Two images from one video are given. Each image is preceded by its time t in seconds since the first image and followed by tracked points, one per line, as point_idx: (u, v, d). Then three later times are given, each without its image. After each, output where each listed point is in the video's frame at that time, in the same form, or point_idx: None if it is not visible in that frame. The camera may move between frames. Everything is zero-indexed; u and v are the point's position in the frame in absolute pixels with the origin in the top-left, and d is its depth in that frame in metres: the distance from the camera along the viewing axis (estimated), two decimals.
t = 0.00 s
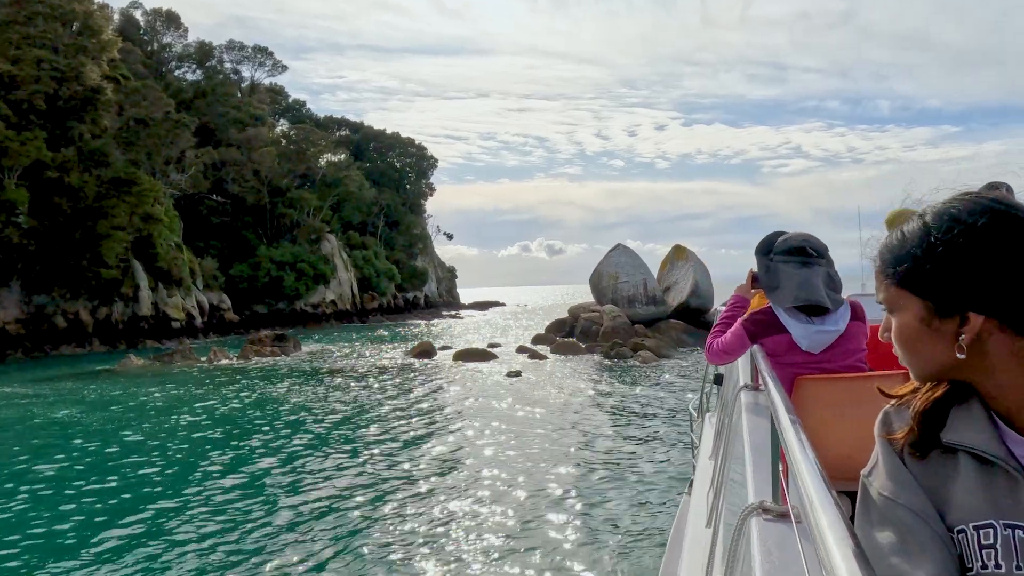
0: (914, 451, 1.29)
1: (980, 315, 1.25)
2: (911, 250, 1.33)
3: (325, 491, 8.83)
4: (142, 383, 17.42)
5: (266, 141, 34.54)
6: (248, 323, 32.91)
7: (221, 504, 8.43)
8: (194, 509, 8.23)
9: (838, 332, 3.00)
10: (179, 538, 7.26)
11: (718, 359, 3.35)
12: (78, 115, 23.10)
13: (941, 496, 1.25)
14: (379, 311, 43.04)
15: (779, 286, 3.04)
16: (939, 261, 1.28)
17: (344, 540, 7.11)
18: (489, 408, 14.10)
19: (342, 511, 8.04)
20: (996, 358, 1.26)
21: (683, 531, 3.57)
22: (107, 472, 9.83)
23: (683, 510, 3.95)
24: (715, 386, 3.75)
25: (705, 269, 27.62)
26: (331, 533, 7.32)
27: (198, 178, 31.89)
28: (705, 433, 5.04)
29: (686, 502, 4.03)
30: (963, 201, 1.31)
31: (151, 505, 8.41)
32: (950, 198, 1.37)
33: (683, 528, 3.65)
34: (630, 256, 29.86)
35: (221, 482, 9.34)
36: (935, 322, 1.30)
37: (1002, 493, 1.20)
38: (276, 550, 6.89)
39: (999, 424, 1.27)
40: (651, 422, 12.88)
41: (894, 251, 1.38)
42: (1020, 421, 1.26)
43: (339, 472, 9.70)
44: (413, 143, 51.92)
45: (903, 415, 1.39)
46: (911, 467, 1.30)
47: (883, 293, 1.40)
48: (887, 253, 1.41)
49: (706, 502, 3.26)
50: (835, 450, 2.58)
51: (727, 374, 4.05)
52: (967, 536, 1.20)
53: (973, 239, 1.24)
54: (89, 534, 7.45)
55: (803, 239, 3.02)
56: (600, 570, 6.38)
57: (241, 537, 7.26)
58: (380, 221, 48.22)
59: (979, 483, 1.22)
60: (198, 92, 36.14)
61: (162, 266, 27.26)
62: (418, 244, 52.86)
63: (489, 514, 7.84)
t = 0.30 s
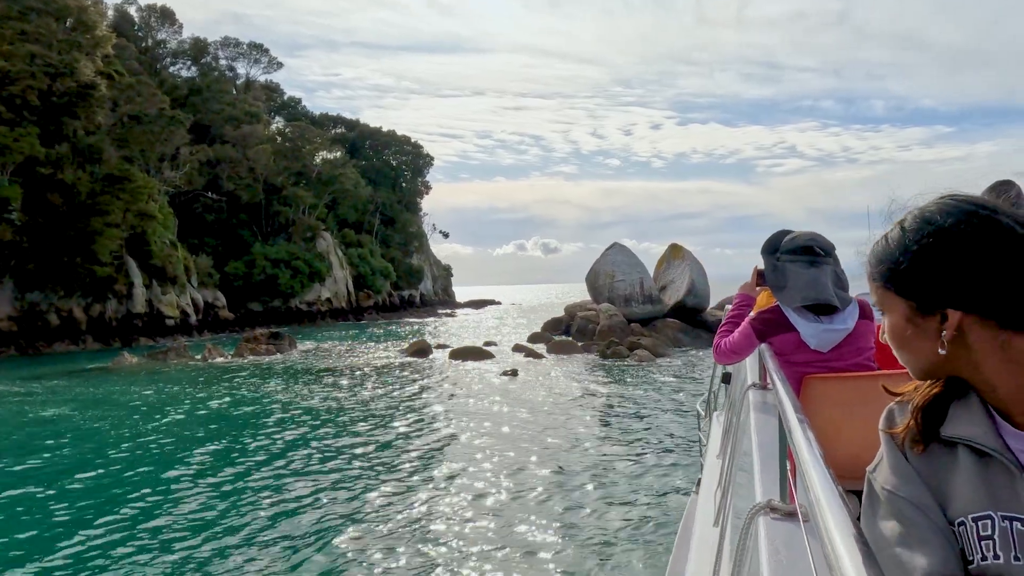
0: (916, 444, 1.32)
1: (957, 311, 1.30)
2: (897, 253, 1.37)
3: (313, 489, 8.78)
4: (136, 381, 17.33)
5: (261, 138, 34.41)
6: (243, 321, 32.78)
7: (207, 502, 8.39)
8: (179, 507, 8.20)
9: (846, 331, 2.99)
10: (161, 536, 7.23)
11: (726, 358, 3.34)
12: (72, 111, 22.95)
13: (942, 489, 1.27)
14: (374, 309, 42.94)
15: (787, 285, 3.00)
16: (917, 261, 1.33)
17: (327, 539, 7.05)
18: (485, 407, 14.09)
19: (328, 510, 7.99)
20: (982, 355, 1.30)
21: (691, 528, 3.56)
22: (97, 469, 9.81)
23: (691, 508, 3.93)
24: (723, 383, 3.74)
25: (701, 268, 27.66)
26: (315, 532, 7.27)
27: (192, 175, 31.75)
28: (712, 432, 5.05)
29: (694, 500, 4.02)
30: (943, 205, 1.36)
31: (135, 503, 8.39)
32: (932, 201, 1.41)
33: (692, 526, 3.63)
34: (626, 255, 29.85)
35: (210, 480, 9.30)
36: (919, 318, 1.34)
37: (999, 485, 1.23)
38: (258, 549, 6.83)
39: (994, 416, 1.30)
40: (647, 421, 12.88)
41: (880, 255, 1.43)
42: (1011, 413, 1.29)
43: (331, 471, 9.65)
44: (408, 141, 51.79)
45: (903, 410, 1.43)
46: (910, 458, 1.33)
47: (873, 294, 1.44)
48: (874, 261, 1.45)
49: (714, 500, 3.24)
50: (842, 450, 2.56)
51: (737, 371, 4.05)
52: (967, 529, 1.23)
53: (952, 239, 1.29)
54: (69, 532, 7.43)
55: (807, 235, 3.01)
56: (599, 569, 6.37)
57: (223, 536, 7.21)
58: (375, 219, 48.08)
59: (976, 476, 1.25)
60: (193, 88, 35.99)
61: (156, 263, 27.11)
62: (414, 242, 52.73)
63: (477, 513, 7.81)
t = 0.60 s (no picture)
0: (914, 444, 1.32)
1: (947, 314, 1.30)
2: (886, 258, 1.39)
3: (296, 490, 8.70)
4: (129, 380, 17.22)
5: (256, 136, 34.27)
6: (237, 319, 32.62)
7: (184, 502, 8.32)
8: (155, 507, 8.14)
9: (855, 327, 2.95)
10: (132, 537, 7.17)
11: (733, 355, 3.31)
12: (66, 108, 22.79)
13: (942, 488, 1.26)
14: (369, 308, 42.82)
15: (794, 284, 2.98)
16: (905, 267, 1.34)
17: (297, 542, 6.94)
18: (480, 406, 14.05)
19: (308, 511, 7.89)
20: (972, 357, 1.30)
21: (698, 527, 3.53)
22: (84, 468, 9.80)
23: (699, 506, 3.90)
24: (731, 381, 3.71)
25: (696, 268, 27.69)
26: (287, 534, 7.16)
27: (187, 172, 31.58)
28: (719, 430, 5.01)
29: (701, 498, 3.99)
30: (930, 210, 1.37)
31: (112, 502, 8.35)
32: (920, 206, 1.42)
33: (699, 523, 3.58)
34: (622, 255, 29.82)
35: (193, 480, 9.25)
36: (910, 323, 1.36)
37: (999, 483, 1.22)
38: (226, 552, 6.74)
39: (992, 416, 1.29)
40: (643, 421, 12.87)
41: (871, 262, 1.45)
42: (1008, 412, 1.28)
43: (320, 471, 9.58)
44: (404, 140, 51.64)
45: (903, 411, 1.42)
46: (910, 458, 1.32)
47: (865, 298, 1.46)
48: (868, 265, 1.46)
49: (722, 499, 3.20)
50: (849, 449, 2.52)
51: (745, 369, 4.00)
52: (968, 528, 1.21)
53: (937, 245, 1.29)
54: (38, 531, 7.40)
55: (812, 232, 2.99)
56: (596, 569, 6.34)
57: (196, 537, 7.13)
58: (371, 217, 47.94)
59: (975, 474, 1.23)
60: (187, 86, 35.81)
61: (150, 261, 26.95)
62: (409, 241, 52.61)
63: (461, 514, 7.75)
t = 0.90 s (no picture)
0: (920, 444, 1.30)
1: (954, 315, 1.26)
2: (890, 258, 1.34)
3: (277, 492, 8.62)
4: (123, 379, 17.12)
5: (251, 133, 34.16)
6: (231, 317, 32.52)
7: (160, 503, 8.26)
8: (130, 508, 8.09)
9: (862, 325, 2.94)
10: (105, 538, 7.14)
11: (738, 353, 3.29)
12: (60, 104, 22.66)
13: (949, 488, 1.25)
14: (364, 307, 42.76)
15: (801, 284, 2.97)
16: (909, 268, 1.29)
17: (268, 545, 6.85)
18: (476, 405, 14.03)
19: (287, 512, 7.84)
20: (979, 359, 1.26)
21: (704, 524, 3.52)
22: (66, 468, 9.78)
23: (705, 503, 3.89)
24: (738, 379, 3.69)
25: (692, 268, 27.73)
26: (266, 534, 7.14)
27: (181, 170, 31.44)
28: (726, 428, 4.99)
29: (707, 496, 3.97)
30: (934, 209, 1.32)
31: (91, 502, 8.32)
32: (925, 203, 1.37)
33: (705, 520, 3.58)
34: (618, 254, 29.80)
35: (176, 480, 9.21)
36: (917, 323, 1.31)
37: (1004, 484, 1.20)
38: (195, 554, 6.66)
39: (1000, 416, 1.26)
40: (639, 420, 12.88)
41: (876, 261, 1.40)
42: (1015, 412, 1.26)
43: (306, 472, 9.50)
44: (400, 138, 51.55)
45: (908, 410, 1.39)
46: (916, 459, 1.30)
47: (870, 297, 1.41)
48: (873, 263, 1.41)
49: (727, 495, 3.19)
50: (857, 448, 2.51)
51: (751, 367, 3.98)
52: (974, 530, 1.20)
53: (942, 244, 1.25)
54: (8, 531, 7.36)
55: (816, 231, 2.97)
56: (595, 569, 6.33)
57: (168, 539, 7.07)
58: (366, 216, 47.84)
59: (982, 475, 1.21)
60: (182, 83, 35.66)
61: (143, 259, 26.81)
62: (404, 240, 52.54)
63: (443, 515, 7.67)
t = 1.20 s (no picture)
0: (926, 445, 1.26)
1: (960, 318, 1.22)
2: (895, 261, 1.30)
3: (254, 493, 8.49)
4: (115, 377, 17.01)
5: (245, 131, 34.03)
6: (225, 316, 32.41)
7: (132, 503, 8.13)
8: (100, 509, 7.96)
9: (871, 322, 2.93)
10: (74, 538, 7.07)
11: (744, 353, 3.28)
12: (53, 101, 22.42)
13: (953, 492, 1.21)
14: (358, 306, 42.71)
15: (807, 286, 2.93)
16: (912, 271, 1.26)
17: (236, 548, 6.70)
18: (471, 405, 13.99)
19: (261, 512, 7.76)
20: (985, 362, 1.22)
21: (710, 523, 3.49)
22: (42, 467, 9.67)
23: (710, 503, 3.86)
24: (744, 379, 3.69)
25: (687, 267, 27.75)
26: (235, 535, 7.06)
27: (175, 168, 31.27)
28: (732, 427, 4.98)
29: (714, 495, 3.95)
30: (937, 208, 1.27)
31: (65, 501, 8.25)
32: (928, 204, 1.33)
33: (711, 519, 3.56)
34: (613, 254, 29.73)
35: (153, 480, 9.09)
36: (922, 326, 1.28)
37: (1011, 489, 1.15)
38: (160, 558, 6.52)
39: (1007, 420, 1.22)
40: (634, 420, 12.88)
41: (881, 263, 1.36)
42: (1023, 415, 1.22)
43: (287, 473, 9.36)
44: (394, 137, 51.41)
45: (914, 412, 1.36)
46: (922, 462, 1.26)
47: (873, 298, 1.37)
48: (877, 265, 1.38)
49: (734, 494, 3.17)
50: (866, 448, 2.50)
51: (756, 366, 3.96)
52: (980, 533, 1.16)
53: (945, 245, 1.21)
54: None
55: (818, 230, 2.92)
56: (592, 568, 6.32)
57: (136, 541, 6.94)
58: (361, 215, 47.72)
59: (991, 480, 1.17)
60: (175, 80, 35.47)
61: (137, 257, 26.66)
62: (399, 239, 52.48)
63: (422, 518, 7.53)
